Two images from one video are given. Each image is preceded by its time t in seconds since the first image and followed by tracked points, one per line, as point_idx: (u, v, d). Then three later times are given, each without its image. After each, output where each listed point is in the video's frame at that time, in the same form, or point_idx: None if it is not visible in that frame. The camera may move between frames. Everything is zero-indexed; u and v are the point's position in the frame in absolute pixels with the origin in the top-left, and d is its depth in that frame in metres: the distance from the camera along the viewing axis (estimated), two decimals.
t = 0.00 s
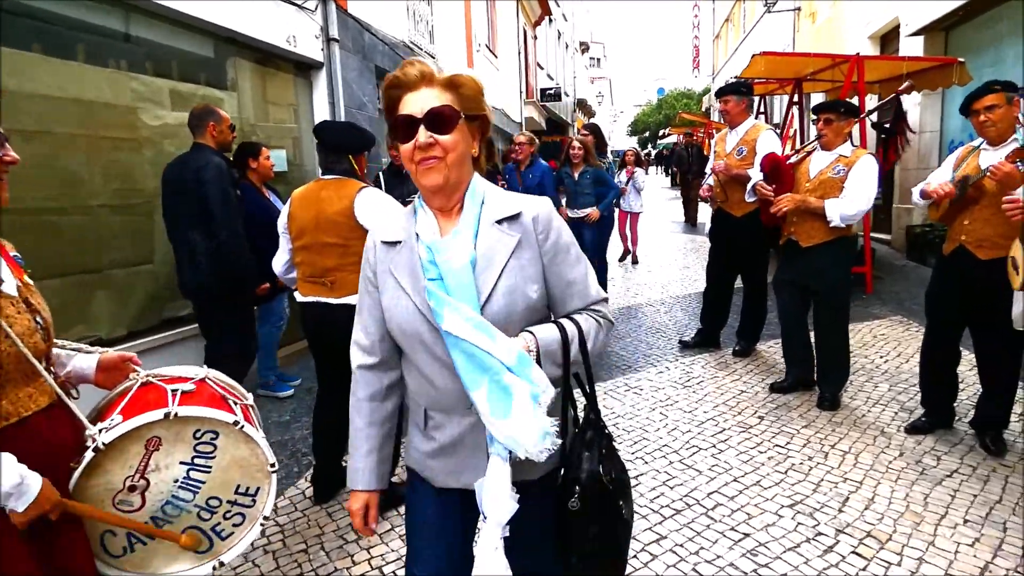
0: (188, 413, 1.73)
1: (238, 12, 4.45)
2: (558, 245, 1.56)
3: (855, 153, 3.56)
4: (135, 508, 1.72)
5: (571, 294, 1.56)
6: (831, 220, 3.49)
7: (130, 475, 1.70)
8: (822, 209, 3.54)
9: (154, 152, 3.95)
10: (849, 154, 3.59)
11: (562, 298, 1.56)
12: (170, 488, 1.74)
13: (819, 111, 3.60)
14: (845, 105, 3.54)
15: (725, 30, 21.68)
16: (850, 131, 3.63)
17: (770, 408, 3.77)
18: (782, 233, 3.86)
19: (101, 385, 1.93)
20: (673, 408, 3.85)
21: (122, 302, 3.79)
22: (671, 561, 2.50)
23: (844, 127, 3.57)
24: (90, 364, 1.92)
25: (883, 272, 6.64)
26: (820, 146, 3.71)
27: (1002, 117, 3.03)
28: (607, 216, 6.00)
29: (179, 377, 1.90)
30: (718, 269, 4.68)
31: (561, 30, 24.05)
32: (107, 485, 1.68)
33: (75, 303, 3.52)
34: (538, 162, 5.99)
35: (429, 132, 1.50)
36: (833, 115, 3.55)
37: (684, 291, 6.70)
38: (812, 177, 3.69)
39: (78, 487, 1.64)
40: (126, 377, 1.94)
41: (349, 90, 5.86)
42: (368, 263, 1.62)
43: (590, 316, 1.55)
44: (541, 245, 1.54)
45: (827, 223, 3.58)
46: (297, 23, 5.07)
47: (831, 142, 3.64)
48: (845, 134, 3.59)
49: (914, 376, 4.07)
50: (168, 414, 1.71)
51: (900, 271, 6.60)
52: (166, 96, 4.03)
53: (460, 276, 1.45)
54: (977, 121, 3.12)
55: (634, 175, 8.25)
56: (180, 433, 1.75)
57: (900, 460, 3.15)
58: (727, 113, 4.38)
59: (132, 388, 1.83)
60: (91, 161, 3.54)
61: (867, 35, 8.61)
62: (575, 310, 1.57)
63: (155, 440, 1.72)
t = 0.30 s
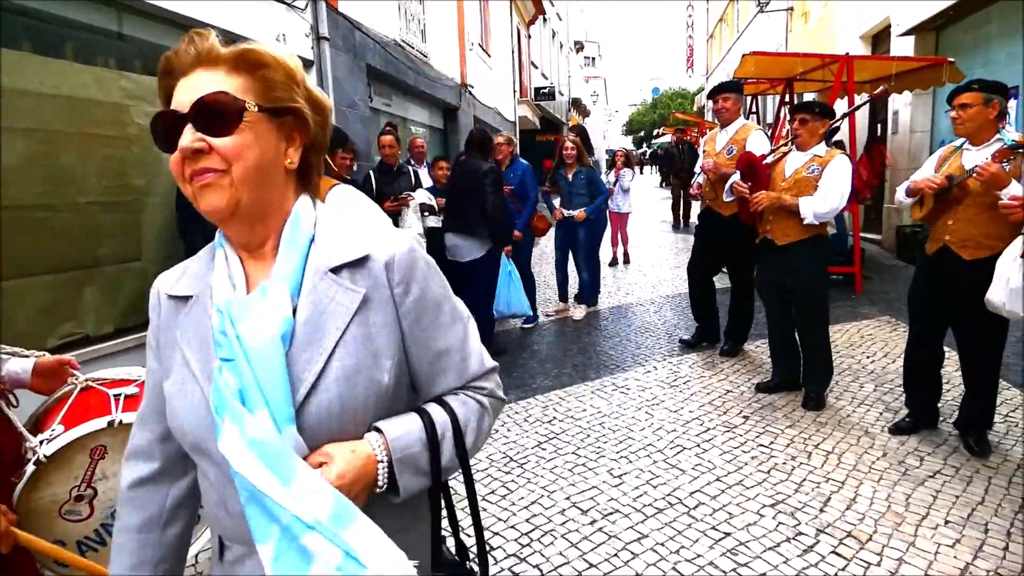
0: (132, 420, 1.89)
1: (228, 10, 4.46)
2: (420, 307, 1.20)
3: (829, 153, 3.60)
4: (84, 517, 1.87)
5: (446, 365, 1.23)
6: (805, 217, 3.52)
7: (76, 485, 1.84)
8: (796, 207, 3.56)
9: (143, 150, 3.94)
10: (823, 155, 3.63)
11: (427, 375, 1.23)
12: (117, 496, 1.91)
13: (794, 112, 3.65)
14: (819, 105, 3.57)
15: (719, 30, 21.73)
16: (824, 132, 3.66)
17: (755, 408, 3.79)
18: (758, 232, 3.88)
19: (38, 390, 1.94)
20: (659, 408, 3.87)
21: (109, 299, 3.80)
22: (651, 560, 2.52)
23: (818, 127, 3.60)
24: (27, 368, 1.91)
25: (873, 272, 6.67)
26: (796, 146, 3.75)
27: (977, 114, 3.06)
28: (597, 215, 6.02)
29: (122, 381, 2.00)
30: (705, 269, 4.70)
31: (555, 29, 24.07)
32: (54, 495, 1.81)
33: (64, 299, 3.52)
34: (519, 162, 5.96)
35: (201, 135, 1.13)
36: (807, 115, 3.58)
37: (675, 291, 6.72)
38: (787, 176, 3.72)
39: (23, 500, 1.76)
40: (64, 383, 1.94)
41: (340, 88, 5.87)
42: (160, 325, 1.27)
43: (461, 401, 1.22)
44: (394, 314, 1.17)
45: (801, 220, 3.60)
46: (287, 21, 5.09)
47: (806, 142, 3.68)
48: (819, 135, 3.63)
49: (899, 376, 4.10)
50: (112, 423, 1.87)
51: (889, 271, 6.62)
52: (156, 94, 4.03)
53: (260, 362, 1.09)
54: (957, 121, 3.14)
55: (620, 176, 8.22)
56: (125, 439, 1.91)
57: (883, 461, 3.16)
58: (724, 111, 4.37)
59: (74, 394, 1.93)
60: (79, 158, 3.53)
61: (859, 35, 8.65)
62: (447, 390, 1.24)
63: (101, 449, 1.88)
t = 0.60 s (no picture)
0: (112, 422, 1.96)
1: (221, 15, 4.47)
2: (107, 502, 0.78)
3: (813, 145, 3.57)
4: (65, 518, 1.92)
5: None
6: (790, 207, 3.51)
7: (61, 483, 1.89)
8: (782, 198, 3.55)
9: (138, 155, 3.94)
10: (807, 147, 3.60)
11: None
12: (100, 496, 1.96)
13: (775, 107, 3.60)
14: (800, 99, 3.50)
15: (714, 27, 21.71)
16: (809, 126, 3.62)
17: (753, 404, 3.79)
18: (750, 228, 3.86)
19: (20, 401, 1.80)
20: (657, 405, 3.87)
21: (108, 305, 3.80)
22: (649, 557, 2.52)
23: (801, 122, 3.56)
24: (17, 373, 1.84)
25: (872, 267, 6.65)
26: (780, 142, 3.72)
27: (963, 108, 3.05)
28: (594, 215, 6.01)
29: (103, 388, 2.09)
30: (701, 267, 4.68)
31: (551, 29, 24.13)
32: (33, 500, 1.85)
33: (62, 305, 3.53)
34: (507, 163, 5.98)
35: None
36: (787, 111, 3.54)
37: (673, 289, 6.71)
38: (773, 172, 3.70)
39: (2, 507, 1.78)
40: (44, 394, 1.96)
41: (334, 91, 5.88)
42: None
43: None
44: (42, 529, 0.75)
45: (788, 213, 3.60)
46: (280, 25, 5.10)
47: (789, 137, 3.64)
48: (802, 129, 3.60)
49: (898, 371, 4.09)
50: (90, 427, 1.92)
51: (889, 266, 6.61)
52: (150, 99, 4.03)
53: None
54: (945, 115, 3.14)
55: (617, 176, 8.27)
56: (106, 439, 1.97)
57: (881, 456, 3.16)
58: (713, 108, 4.37)
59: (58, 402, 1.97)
60: (73, 166, 3.54)
61: (854, 30, 8.64)
62: None
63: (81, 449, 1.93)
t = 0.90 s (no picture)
0: (94, 424, 1.85)
1: (233, 15, 4.49)
2: None
3: (822, 144, 3.51)
4: (42, 520, 1.82)
5: None
6: (799, 208, 3.45)
7: (37, 486, 1.81)
8: (790, 198, 3.50)
9: (151, 155, 3.97)
10: (817, 147, 3.54)
11: None
12: (79, 501, 1.84)
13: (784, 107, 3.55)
14: (809, 98, 3.47)
15: (726, 26, 21.58)
16: (819, 126, 3.56)
17: (764, 406, 3.76)
18: (761, 230, 3.84)
19: (27, 397, 2.02)
20: (666, 407, 3.86)
21: (120, 303, 3.83)
22: (657, 560, 2.50)
23: (811, 121, 3.52)
24: (16, 374, 2.01)
25: (885, 268, 6.59)
26: (790, 142, 3.67)
27: (972, 108, 3.00)
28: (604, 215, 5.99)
29: (104, 391, 2.03)
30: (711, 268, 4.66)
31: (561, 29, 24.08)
32: (13, 494, 1.80)
33: (76, 303, 3.56)
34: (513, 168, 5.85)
35: None
36: (797, 111, 3.49)
37: (684, 290, 6.67)
38: (783, 172, 3.65)
39: None
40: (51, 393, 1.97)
41: (345, 91, 5.89)
42: None
43: None
44: None
45: (797, 213, 3.55)
46: (291, 26, 5.13)
47: (798, 137, 3.60)
48: (812, 129, 3.54)
49: (912, 374, 4.04)
50: (71, 426, 1.83)
51: (902, 267, 6.54)
52: (164, 99, 4.05)
53: None
54: (955, 115, 3.10)
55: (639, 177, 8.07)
56: (88, 443, 1.86)
57: (895, 460, 3.12)
58: (712, 111, 4.36)
59: (60, 402, 1.95)
60: (86, 165, 3.57)
61: (868, 28, 8.55)
62: None
63: (63, 450, 1.84)
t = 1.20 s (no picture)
0: (111, 426, 1.83)
1: (270, 19, 4.56)
2: None
3: (867, 143, 3.42)
4: (63, 521, 1.80)
5: None
6: (839, 210, 3.36)
7: (57, 486, 1.79)
8: (831, 200, 3.42)
9: (192, 156, 4.07)
10: (861, 146, 3.45)
11: None
12: (97, 504, 1.81)
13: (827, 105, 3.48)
14: (852, 95, 3.39)
15: (761, 24, 21.26)
16: (863, 123, 3.47)
17: (801, 412, 3.68)
18: (798, 229, 3.76)
19: (71, 395, 2.11)
20: (700, 411, 3.80)
21: (161, 300, 3.92)
22: (691, 566, 2.46)
23: (855, 119, 3.43)
24: (59, 374, 2.09)
25: (928, 271, 6.39)
26: (832, 139, 3.58)
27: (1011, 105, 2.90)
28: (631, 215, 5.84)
29: (137, 393, 2.05)
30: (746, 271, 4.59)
31: (593, 29, 24.00)
32: (36, 493, 1.79)
33: (119, 301, 3.65)
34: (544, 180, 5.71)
35: None
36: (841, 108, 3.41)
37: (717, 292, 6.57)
38: (824, 171, 3.57)
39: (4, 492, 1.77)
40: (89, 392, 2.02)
41: (379, 93, 5.95)
42: None
43: None
44: None
45: (838, 214, 3.46)
46: (327, 29, 5.20)
47: (842, 134, 3.51)
48: (856, 126, 3.45)
49: (958, 381, 3.91)
50: (88, 427, 1.81)
51: (947, 270, 6.34)
52: (205, 102, 4.15)
53: None
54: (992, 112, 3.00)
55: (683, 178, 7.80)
56: (107, 446, 1.83)
57: (941, 470, 3.02)
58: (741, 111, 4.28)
59: (96, 401, 1.97)
60: (130, 167, 3.67)
61: (911, 24, 8.33)
62: None
63: (82, 453, 1.81)
